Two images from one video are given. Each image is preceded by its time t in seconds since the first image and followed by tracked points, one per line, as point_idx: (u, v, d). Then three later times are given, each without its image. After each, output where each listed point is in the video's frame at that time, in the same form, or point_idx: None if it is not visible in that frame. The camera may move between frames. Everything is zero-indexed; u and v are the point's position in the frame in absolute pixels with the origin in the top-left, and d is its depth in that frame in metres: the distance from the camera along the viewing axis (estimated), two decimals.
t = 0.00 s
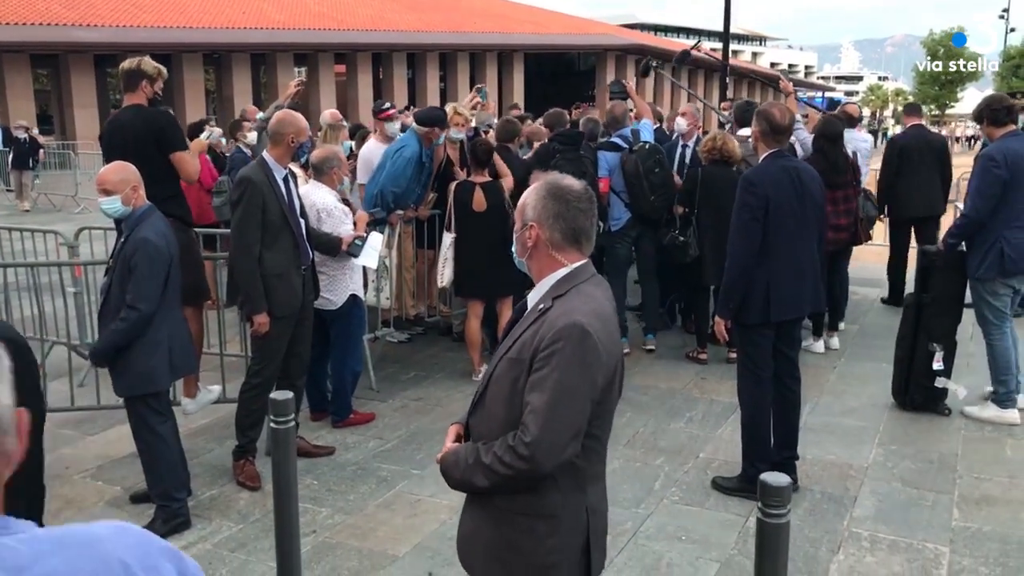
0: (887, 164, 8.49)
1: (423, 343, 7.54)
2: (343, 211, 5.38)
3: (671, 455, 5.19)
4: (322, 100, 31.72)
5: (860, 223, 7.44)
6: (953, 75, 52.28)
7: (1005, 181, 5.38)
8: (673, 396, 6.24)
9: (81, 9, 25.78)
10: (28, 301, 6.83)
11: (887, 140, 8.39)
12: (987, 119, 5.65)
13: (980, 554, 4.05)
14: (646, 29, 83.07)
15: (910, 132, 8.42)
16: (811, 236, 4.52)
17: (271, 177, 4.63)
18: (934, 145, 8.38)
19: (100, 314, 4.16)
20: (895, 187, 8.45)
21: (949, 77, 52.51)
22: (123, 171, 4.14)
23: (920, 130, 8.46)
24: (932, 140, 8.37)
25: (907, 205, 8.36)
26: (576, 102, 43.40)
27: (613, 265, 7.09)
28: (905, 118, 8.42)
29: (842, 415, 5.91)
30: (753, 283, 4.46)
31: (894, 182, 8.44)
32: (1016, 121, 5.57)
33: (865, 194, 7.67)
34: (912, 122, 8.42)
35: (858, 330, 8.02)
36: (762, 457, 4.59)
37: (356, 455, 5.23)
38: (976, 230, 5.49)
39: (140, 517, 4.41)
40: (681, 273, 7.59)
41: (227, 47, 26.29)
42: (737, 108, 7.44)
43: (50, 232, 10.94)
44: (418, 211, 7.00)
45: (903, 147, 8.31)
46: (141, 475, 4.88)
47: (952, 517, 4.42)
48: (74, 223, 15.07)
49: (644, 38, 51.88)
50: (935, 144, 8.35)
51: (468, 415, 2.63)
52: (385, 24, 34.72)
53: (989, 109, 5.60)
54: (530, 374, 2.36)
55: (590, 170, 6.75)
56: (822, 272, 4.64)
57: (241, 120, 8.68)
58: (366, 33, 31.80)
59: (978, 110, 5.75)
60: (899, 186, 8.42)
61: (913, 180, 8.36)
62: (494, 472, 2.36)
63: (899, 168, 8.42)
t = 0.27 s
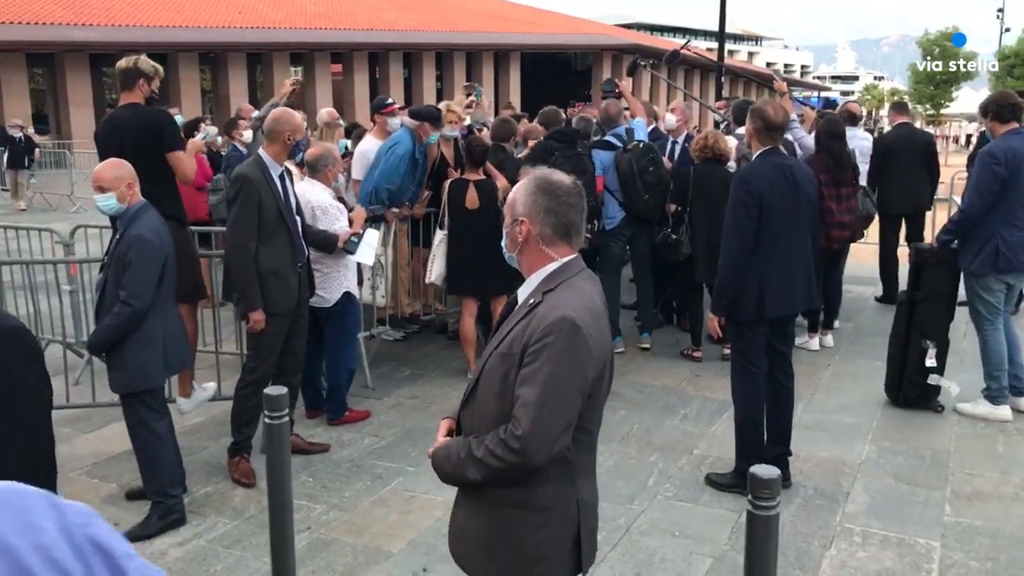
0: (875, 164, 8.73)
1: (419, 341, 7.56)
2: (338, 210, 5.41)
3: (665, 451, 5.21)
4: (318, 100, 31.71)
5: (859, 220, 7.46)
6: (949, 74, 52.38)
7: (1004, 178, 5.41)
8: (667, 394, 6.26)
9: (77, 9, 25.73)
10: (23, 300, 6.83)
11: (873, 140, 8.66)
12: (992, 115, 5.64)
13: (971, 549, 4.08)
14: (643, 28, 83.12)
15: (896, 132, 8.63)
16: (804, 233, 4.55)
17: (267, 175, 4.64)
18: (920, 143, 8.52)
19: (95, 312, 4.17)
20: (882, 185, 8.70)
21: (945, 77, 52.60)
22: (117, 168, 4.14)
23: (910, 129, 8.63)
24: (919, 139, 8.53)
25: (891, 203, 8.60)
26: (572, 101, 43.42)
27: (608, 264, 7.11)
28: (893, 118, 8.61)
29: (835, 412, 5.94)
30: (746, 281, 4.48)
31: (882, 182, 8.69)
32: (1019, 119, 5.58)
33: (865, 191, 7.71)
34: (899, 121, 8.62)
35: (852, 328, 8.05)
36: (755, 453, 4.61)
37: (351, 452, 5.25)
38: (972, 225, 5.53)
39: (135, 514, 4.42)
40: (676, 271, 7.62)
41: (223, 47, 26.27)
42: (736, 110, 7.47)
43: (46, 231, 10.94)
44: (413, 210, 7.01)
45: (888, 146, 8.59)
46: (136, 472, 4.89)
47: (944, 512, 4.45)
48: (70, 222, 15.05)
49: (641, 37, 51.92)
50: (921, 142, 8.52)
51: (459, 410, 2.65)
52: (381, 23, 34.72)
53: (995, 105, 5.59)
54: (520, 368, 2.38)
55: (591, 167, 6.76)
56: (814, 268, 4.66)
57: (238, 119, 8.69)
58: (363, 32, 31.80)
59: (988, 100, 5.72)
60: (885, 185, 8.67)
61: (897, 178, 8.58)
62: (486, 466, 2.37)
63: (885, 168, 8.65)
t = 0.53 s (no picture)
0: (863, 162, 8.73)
1: (410, 339, 7.56)
2: (329, 206, 5.40)
3: (655, 447, 5.22)
4: (312, 99, 31.66)
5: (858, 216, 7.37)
6: (941, 74, 52.53)
7: (1002, 174, 5.43)
8: (658, 390, 6.27)
9: (69, 8, 25.64)
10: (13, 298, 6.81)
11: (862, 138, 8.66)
12: (996, 111, 5.62)
13: (959, 543, 4.09)
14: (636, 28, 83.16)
15: (884, 129, 8.64)
16: (792, 228, 4.56)
17: (258, 170, 4.63)
18: (908, 140, 8.53)
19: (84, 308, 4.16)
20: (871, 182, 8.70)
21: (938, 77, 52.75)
22: (105, 163, 4.13)
23: (898, 126, 8.64)
24: (908, 137, 8.54)
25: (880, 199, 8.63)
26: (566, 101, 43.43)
27: (599, 262, 7.12)
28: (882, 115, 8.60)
29: (826, 408, 5.95)
30: (736, 277, 4.49)
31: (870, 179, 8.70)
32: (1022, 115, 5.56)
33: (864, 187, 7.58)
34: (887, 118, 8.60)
35: (843, 325, 8.07)
36: (745, 448, 4.63)
37: (342, 449, 5.25)
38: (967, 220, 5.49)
39: (124, 510, 4.41)
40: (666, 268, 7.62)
41: (216, 46, 26.22)
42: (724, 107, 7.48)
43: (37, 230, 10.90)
44: (404, 207, 7.01)
45: (876, 144, 8.58)
46: (126, 469, 4.88)
47: (932, 506, 4.46)
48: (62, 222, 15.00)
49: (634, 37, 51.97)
50: (910, 139, 8.53)
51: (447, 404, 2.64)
52: (374, 23, 34.69)
53: (1000, 101, 5.57)
54: (509, 359, 2.38)
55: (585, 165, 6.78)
56: (803, 262, 4.68)
57: (229, 117, 8.68)
58: (356, 32, 31.77)
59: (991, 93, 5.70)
60: (874, 182, 8.67)
61: (886, 175, 8.59)
62: (477, 459, 2.37)
63: (873, 165, 8.65)
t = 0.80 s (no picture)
0: (856, 159, 8.75)
1: (400, 338, 7.55)
2: (322, 204, 5.37)
3: (645, 445, 5.23)
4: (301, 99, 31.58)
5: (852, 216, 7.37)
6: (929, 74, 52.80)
7: (997, 171, 5.49)
8: (648, 388, 6.28)
9: (57, 7, 25.51)
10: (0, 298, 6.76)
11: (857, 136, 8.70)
12: (993, 111, 5.67)
13: (946, 538, 4.12)
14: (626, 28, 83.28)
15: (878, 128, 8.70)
16: (781, 226, 4.58)
17: (250, 169, 4.62)
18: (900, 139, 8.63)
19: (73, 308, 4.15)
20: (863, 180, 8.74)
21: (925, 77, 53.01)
22: (91, 160, 4.12)
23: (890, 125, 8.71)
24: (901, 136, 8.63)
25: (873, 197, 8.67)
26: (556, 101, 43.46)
27: (589, 261, 7.13)
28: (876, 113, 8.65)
29: (814, 405, 5.98)
30: (725, 275, 4.50)
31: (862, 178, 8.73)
32: (1019, 116, 5.63)
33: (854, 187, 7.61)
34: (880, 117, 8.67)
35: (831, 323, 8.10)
36: (734, 446, 4.64)
37: (332, 448, 5.24)
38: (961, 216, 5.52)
39: (113, 511, 4.39)
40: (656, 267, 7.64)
41: (205, 45, 26.13)
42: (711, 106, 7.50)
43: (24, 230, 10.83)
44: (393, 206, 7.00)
45: (871, 142, 8.65)
46: (114, 469, 4.86)
47: (920, 503, 4.49)
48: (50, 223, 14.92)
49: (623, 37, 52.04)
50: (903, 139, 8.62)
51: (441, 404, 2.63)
52: (364, 22, 34.63)
53: (997, 101, 5.62)
54: (506, 358, 2.38)
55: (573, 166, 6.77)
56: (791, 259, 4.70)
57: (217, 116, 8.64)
58: (346, 31, 31.72)
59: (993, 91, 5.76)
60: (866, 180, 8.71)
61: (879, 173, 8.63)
62: (477, 459, 2.36)
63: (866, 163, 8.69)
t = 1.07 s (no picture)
0: (854, 153, 8.74)
1: (391, 338, 7.54)
2: (314, 203, 5.38)
3: (635, 444, 5.24)
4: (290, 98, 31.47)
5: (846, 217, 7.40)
6: (916, 74, 53.07)
7: (987, 169, 5.55)
8: (638, 387, 6.29)
9: (44, 6, 25.36)
10: None
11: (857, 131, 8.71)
12: (987, 110, 5.73)
13: (934, 535, 4.14)
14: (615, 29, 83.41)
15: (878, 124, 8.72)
16: (771, 224, 4.60)
17: (243, 167, 4.61)
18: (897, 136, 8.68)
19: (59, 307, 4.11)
20: (860, 175, 8.75)
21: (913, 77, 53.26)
22: (79, 160, 4.09)
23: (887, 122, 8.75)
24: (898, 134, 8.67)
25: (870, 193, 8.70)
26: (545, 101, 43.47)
27: (579, 260, 7.14)
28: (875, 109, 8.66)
29: (804, 404, 6.00)
30: (717, 274, 4.51)
31: (859, 174, 8.75)
32: (1012, 114, 5.67)
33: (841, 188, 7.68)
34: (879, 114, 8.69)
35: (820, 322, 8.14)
36: (724, 444, 4.65)
37: (322, 448, 5.22)
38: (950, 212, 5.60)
39: (101, 512, 4.37)
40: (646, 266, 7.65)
41: (193, 45, 26.02)
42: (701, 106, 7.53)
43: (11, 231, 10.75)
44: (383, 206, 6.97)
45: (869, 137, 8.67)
46: (103, 470, 4.83)
47: (909, 500, 4.51)
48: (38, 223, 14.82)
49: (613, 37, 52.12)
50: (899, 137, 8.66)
51: (427, 399, 2.61)
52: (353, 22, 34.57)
53: (989, 100, 5.68)
54: (504, 352, 2.38)
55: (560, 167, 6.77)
56: (782, 257, 4.72)
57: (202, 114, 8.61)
58: (335, 31, 31.65)
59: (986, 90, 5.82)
60: (863, 175, 8.73)
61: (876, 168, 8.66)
62: (478, 452, 2.36)
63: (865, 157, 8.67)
